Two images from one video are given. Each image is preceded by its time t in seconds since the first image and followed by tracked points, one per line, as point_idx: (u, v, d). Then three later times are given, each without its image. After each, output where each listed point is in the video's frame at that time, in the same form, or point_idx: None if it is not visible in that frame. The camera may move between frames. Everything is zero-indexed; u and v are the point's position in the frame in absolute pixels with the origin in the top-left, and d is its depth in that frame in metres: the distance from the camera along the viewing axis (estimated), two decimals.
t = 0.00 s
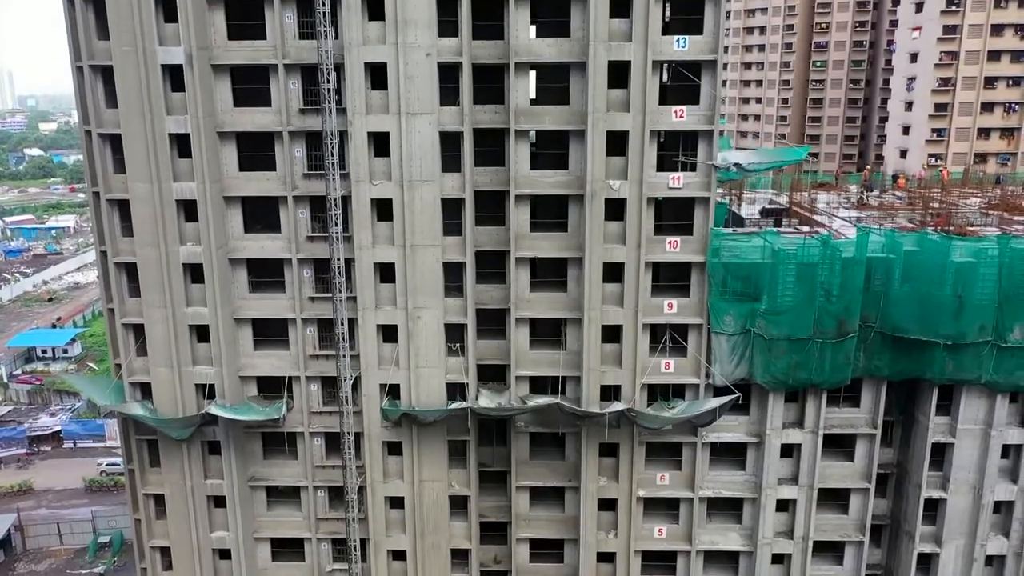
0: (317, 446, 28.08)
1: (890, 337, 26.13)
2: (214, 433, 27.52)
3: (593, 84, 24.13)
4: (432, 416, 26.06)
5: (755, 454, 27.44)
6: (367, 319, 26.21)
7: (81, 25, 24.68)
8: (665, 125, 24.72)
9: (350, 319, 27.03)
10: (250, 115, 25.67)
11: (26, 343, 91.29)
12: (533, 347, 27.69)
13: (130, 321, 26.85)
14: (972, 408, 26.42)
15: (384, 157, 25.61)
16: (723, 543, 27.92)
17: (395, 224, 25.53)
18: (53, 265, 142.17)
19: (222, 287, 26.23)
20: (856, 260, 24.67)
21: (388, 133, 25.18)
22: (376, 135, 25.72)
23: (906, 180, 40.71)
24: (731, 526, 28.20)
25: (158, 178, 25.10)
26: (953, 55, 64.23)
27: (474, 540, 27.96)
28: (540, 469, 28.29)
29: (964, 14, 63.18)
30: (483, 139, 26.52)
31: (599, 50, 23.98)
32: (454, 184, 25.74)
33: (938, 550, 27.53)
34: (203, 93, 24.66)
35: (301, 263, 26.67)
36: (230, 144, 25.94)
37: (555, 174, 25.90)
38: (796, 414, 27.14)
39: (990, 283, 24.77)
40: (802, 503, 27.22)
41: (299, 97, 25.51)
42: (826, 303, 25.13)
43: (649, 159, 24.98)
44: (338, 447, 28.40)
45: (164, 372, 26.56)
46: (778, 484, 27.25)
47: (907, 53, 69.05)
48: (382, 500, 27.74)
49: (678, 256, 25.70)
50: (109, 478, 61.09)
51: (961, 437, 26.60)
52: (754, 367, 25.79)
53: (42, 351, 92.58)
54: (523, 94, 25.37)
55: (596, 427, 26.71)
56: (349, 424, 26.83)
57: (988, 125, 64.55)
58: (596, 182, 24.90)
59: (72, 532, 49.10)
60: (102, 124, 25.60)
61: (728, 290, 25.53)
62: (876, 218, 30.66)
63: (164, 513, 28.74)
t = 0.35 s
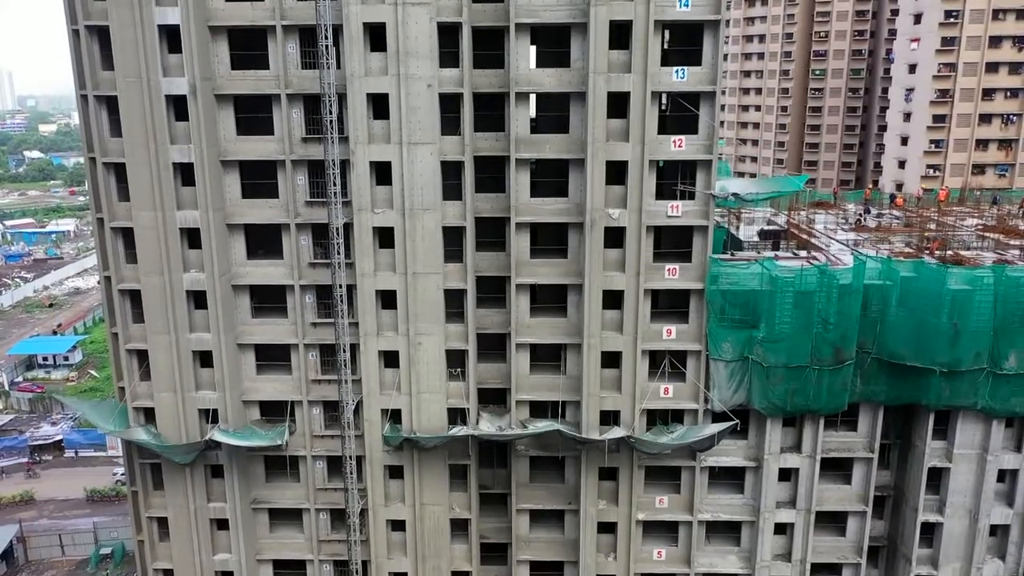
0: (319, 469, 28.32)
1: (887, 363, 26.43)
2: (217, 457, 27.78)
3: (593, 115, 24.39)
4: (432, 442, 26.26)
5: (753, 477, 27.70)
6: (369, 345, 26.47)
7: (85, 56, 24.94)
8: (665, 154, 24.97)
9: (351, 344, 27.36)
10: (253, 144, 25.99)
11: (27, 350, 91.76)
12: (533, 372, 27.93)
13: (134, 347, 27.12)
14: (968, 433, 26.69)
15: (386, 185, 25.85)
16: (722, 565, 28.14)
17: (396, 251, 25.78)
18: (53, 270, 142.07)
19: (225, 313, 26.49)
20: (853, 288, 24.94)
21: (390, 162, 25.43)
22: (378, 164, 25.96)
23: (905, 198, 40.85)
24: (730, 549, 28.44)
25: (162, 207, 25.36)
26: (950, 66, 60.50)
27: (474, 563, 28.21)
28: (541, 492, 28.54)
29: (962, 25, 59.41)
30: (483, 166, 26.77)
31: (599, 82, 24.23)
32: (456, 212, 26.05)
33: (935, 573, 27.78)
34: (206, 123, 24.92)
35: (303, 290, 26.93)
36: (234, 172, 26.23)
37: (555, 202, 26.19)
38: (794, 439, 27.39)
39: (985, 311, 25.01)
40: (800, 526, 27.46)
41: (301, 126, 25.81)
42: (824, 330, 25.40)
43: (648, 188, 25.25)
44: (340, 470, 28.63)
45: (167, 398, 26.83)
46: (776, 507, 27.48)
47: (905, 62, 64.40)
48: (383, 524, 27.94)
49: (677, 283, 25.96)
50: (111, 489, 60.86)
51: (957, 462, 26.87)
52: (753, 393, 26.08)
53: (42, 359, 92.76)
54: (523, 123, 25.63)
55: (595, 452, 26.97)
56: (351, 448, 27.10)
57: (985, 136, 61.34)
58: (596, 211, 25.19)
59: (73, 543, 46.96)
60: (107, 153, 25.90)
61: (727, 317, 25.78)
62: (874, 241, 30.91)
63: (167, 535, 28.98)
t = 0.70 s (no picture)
0: (321, 492, 28.56)
1: (883, 389, 26.69)
2: (219, 481, 28.05)
3: (591, 145, 24.66)
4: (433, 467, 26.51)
5: (751, 501, 27.96)
6: (370, 371, 26.74)
7: (90, 87, 25.20)
8: (663, 184, 25.25)
9: (352, 369, 27.45)
10: (256, 172, 26.26)
11: (28, 357, 92.00)
12: (533, 396, 28.17)
13: (138, 372, 27.46)
14: (964, 458, 26.96)
15: (387, 214, 26.10)
16: None
17: (398, 279, 26.03)
18: (53, 275, 142.18)
19: (228, 339, 26.75)
20: (849, 317, 25.21)
21: (391, 191, 25.69)
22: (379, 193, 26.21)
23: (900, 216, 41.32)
24: (728, 571, 28.71)
25: (165, 236, 25.64)
26: (948, 78, 60.11)
27: None
28: (540, 515, 28.79)
29: (960, 37, 59.07)
30: (483, 194, 27.07)
31: (598, 113, 24.50)
32: (456, 240, 26.35)
33: None
34: (209, 153, 25.16)
35: (305, 316, 27.20)
36: (236, 201, 26.51)
37: (554, 230, 26.47)
38: (791, 463, 27.65)
39: (980, 339, 25.26)
40: (797, 549, 27.73)
41: (303, 155, 26.09)
42: (820, 358, 25.68)
43: (647, 216, 25.52)
44: (342, 493, 28.87)
45: (170, 423, 27.05)
46: (774, 531, 27.74)
47: (903, 74, 64.01)
48: (384, 546, 28.19)
49: (675, 310, 26.22)
50: (112, 499, 59.70)
51: (952, 486, 27.12)
52: (750, 419, 26.36)
53: (43, 366, 92.78)
54: (523, 151, 25.88)
55: (594, 476, 27.23)
56: (353, 472, 27.38)
57: (983, 147, 60.96)
58: (595, 240, 25.44)
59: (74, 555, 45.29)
60: (111, 182, 26.16)
61: (724, 344, 26.03)
62: (870, 264, 31.19)
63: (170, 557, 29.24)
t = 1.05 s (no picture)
0: (323, 514, 28.75)
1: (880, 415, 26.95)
2: (222, 505, 28.28)
3: (591, 175, 24.91)
4: (435, 492, 26.77)
5: (749, 525, 28.20)
6: (372, 397, 27.01)
7: (95, 117, 25.48)
8: (662, 213, 25.57)
9: (354, 395, 27.60)
10: (258, 200, 26.53)
11: (30, 365, 92.47)
12: (534, 420, 28.40)
13: (142, 398, 27.71)
14: (960, 483, 27.20)
15: (389, 242, 26.36)
16: None
17: (399, 306, 26.30)
18: (54, 281, 142.34)
19: (231, 366, 27.02)
20: (847, 345, 25.47)
21: (393, 220, 25.95)
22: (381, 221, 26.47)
23: (898, 234, 41.39)
24: None
25: (169, 263, 25.91)
26: (947, 89, 60.36)
27: None
28: (540, 537, 29.00)
29: (958, 50, 59.30)
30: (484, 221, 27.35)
31: (597, 143, 24.76)
32: (457, 267, 26.61)
33: None
34: (213, 183, 25.44)
35: (307, 341, 27.46)
36: (239, 229, 26.80)
37: (554, 257, 26.73)
38: (789, 487, 27.87)
39: (976, 367, 25.53)
40: (795, 572, 27.96)
41: (306, 183, 26.38)
42: (818, 385, 25.95)
43: (646, 245, 25.79)
44: (344, 515, 29.08)
45: (174, 447, 27.38)
46: (772, 554, 27.97)
47: (901, 85, 64.22)
48: (386, 569, 28.42)
49: (674, 336, 26.47)
50: (113, 509, 59.41)
51: (949, 510, 27.36)
52: (748, 445, 26.62)
53: (44, 374, 92.99)
54: (524, 180, 26.13)
55: (594, 500, 27.46)
56: (355, 496, 27.63)
57: (981, 159, 61.27)
58: (594, 268, 25.67)
59: (76, 567, 45.79)
60: (116, 211, 26.42)
61: (723, 371, 26.30)
62: (868, 287, 31.43)
63: None
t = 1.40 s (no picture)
0: (324, 536, 28.98)
1: (877, 439, 27.19)
2: (225, 528, 28.50)
3: (591, 204, 25.15)
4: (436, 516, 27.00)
5: (747, 547, 28.44)
6: (374, 422, 27.31)
7: (99, 146, 25.72)
8: (661, 240, 25.87)
9: (355, 419, 27.82)
10: (260, 227, 26.82)
11: (30, 373, 92.59)
12: (534, 443, 28.62)
13: (145, 423, 27.90)
14: (956, 507, 27.48)
15: (390, 268, 26.64)
16: None
17: (401, 332, 26.56)
18: (54, 285, 142.33)
19: (233, 390, 27.29)
20: (844, 372, 25.72)
21: (394, 247, 26.21)
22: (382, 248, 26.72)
23: (896, 252, 41.62)
24: None
25: (172, 290, 26.16)
26: (945, 101, 60.46)
27: None
28: (540, 559, 29.22)
29: (956, 61, 59.42)
30: (484, 247, 27.65)
31: (597, 173, 25.02)
32: (458, 294, 26.86)
33: None
34: (216, 212, 25.76)
35: (309, 366, 27.71)
36: (242, 255, 27.10)
37: (554, 283, 27.00)
38: (786, 510, 28.13)
39: (972, 394, 25.77)
40: None
41: (307, 211, 26.65)
42: (815, 411, 26.23)
43: (645, 272, 26.06)
44: (345, 537, 29.29)
45: (177, 470, 27.63)
46: None
47: (900, 95, 64.39)
48: None
49: (673, 362, 26.70)
50: (113, 520, 58.54)
51: (945, 533, 27.62)
52: (746, 470, 26.90)
53: (44, 382, 93.10)
54: (523, 207, 26.40)
55: (593, 523, 27.70)
56: (356, 518, 27.87)
57: (980, 170, 61.43)
58: (593, 295, 25.91)
59: None
60: (119, 238, 26.64)
61: (721, 397, 26.56)
62: (865, 310, 31.71)
63: None
